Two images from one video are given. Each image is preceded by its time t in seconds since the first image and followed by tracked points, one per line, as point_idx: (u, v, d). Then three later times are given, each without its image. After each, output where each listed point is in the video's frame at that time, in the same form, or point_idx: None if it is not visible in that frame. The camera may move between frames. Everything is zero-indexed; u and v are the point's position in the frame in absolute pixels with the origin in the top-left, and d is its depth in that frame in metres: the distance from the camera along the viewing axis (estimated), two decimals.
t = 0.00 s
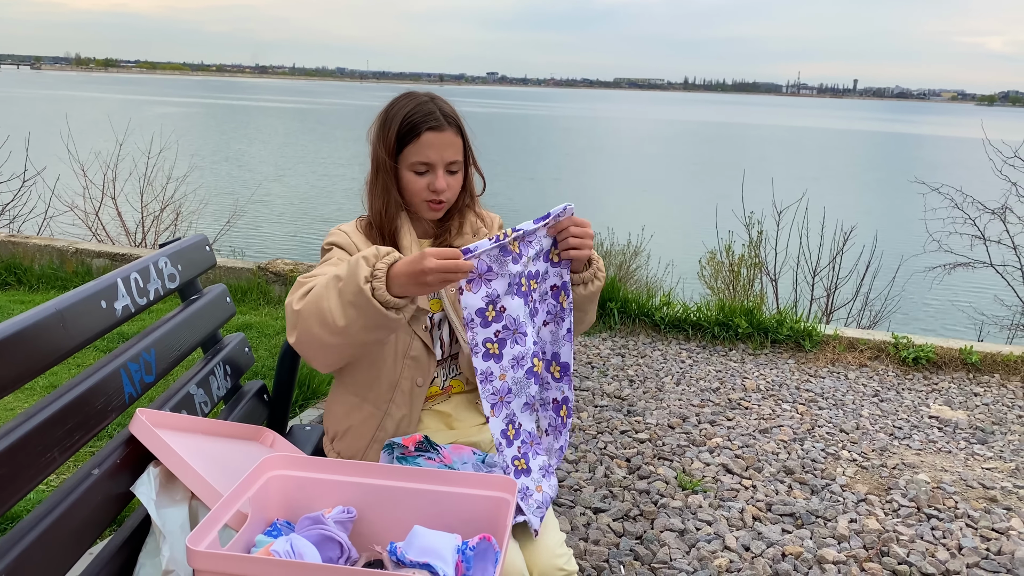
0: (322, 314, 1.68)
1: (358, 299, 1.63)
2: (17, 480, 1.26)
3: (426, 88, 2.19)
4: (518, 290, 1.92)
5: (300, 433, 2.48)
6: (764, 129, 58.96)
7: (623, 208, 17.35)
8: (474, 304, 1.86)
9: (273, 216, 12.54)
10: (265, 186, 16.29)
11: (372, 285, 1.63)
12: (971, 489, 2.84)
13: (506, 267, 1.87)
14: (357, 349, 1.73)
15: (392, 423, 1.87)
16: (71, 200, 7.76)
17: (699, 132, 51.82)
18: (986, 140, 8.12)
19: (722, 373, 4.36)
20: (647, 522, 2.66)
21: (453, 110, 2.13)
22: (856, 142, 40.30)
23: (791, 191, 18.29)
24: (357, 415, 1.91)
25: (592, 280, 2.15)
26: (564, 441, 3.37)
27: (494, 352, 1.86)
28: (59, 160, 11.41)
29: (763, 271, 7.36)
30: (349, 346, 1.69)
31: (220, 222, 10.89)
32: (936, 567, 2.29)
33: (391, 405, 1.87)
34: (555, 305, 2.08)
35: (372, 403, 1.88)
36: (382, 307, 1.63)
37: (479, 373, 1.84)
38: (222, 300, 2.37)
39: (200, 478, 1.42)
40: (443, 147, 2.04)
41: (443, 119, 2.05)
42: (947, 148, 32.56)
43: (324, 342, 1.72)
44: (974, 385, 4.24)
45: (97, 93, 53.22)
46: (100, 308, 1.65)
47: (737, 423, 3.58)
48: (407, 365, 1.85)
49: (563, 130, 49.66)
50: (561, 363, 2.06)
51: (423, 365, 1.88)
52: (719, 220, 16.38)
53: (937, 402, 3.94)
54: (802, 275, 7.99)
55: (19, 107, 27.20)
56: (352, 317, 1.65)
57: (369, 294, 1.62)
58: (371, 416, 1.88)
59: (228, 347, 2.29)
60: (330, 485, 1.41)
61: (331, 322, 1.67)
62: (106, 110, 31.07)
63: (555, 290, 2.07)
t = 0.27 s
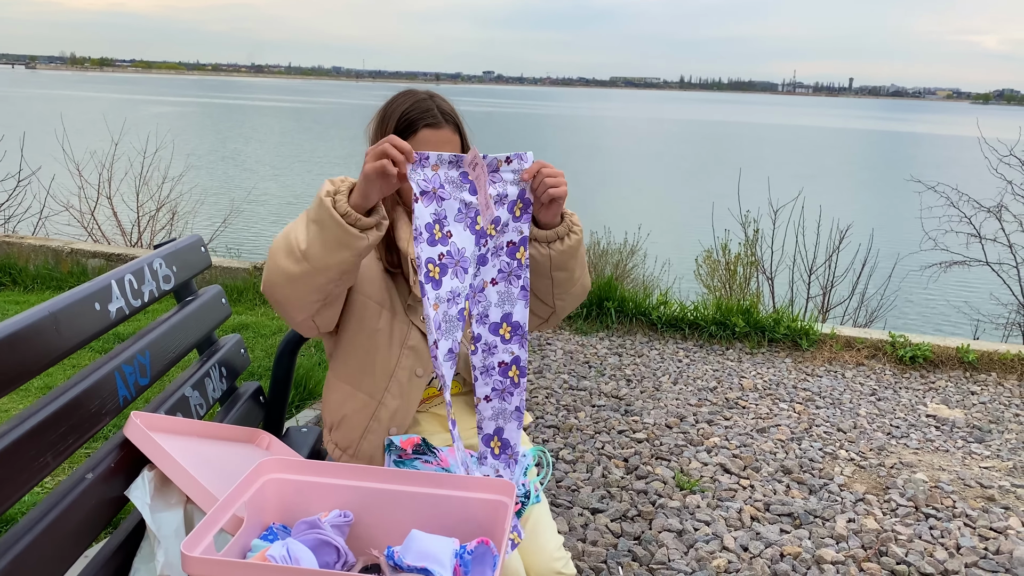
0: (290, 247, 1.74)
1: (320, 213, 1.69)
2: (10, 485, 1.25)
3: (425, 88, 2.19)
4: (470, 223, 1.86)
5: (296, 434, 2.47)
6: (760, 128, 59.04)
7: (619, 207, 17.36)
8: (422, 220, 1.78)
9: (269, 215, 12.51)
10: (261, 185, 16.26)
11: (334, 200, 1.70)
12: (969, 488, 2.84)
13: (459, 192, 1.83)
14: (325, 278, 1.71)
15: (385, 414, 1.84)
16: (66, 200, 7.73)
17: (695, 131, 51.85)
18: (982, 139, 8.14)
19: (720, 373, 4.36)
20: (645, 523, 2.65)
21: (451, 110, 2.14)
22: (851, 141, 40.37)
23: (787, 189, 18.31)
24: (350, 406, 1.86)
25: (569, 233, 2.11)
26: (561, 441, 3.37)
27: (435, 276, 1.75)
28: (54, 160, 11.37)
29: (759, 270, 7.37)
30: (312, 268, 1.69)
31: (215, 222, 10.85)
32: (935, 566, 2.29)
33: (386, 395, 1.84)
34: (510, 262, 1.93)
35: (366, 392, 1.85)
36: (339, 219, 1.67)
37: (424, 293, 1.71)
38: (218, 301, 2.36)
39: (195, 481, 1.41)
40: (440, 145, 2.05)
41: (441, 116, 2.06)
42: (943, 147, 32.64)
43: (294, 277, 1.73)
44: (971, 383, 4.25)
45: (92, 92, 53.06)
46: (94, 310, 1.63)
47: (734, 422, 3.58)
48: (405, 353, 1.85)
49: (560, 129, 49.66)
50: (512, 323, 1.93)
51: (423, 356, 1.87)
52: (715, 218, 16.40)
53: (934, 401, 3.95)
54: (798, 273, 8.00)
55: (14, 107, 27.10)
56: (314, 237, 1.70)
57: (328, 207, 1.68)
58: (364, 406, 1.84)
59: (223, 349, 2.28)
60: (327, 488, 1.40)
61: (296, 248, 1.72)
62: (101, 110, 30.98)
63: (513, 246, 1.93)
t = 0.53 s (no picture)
0: (270, 222, 1.75)
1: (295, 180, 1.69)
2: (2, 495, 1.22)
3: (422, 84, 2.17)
4: (448, 185, 1.75)
5: (293, 438, 2.46)
6: (755, 126, 59.15)
7: (615, 205, 17.36)
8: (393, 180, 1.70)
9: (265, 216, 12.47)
10: (257, 185, 16.21)
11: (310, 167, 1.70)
12: (969, 487, 2.83)
13: (434, 151, 1.72)
14: (300, 249, 1.70)
15: (364, 407, 1.80)
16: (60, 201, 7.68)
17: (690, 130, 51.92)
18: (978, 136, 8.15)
19: (718, 372, 4.35)
20: (645, 525, 2.63)
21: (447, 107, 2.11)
22: (847, 139, 40.45)
23: (782, 188, 18.33)
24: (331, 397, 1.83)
25: (563, 200, 2.01)
26: (560, 442, 3.35)
27: (404, 238, 1.67)
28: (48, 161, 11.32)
29: (755, 268, 7.38)
30: (286, 237, 1.68)
31: (211, 222, 10.82)
32: (937, 567, 2.28)
33: (366, 386, 1.81)
34: (499, 226, 1.83)
35: (347, 384, 1.83)
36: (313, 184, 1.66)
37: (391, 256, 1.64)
38: (213, 304, 2.33)
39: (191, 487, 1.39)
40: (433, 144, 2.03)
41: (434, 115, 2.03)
42: (938, 145, 32.75)
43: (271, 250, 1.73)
44: (970, 382, 4.24)
45: (86, 92, 52.87)
46: (87, 314, 1.60)
47: (734, 422, 3.56)
48: (390, 347, 1.83)
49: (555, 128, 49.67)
50: (506, 289, 1.83)
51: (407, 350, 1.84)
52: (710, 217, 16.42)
53: (933, 399, 3.94)
54: (795, 271, 8.01)
55: (7, 107, 26.96)
56: (289, 206, 1.69)
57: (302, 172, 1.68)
58: (344, 397, 1.81)
59: (219, 352, 2.25)
60: (324, 494, 1.38)
61: (273, 219, 1.72)
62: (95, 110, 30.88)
63: (500, 209, 1.82)
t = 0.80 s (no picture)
0: (302, 223, 1.71)
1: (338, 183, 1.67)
2: None
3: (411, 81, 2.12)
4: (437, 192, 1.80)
5: (290, 440, 2.44)
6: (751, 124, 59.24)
7: (611, 204, 17.36)
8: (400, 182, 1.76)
9: (260, 216, 12.44)
10: (252, 185, 16.17)
11: (350, 171, 1.68)
12: (968, 486, 2.82)
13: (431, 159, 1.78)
14: (341, 253, 1.68)
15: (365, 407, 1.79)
16: (54, 201, 7.64)
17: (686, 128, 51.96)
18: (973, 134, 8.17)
19: (716, 370, 4.35)
20: (644, 525, 2.62)
21: (436, 104, 2.06)
22: (842, 137, 40.52)
23: (778, 186, 18.36)
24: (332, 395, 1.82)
25: (542, 218, 1.84)
26: (558, 442, 3.34)
27: (399, 231, 1.71)
28: (43, 161, 11.26)
29: (752, 266, 7.38)
30: (329, 242, 1.66)
31: (206, 222, 10.77)
32: (936, 566, 2.27)
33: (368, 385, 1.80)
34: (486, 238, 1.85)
35: (349, 382, 1.81)
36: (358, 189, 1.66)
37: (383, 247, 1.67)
38: (208, 305, 2.31)
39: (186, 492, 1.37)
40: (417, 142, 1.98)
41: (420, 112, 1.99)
42: (932, 143, 32.84)
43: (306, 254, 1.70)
44: (967, 379, 4.25)
45: (80, 92, 52.66)
46: (80, 317, 1.58)
47: (732, 421, 3.56)
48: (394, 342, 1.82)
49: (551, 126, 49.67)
50: (500, 296, 1.84)
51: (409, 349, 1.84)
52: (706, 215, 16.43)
53: (931, 397, 3.94)
54: (790, 269, 8.02)
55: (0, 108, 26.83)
56: (331, 209, 1.67)
57: (346, 178, 1.66)
58: (346, 395, 1.80)
59: (214, 353, 2.23)
60: (321, 498, 1.36)
61: (310, 222, 1.69)
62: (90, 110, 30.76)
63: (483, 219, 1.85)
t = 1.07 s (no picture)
0: (315, 238, 1.62)
1: (360, 205, 1.60)
2: None
3: (397, 78, 2.04)
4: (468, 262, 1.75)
5: (287, 441, 2.42)
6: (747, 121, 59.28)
7: (607, 201, 17.35)
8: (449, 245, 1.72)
9: (255, 214, 12.39)
10: (248, 183, 16.12)
11: (376, 194, 1.61)
12: (968, 483, 2.82)
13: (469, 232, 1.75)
14: (353, 275, 1.62)
15: (381, 416, 1.78)
16: (48, 200, 7.59)
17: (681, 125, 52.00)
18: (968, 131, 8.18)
19: (713, 368, 4.34)
20: (643, 524, 2.61)
21: (423, 102, 1.98)
22: (836, 134, 40.58)
23: (774, 182, 18.37)
24: (344, 407, 1.80)
25: (511, 245, 1.72)
26: (556, 441, 3.32)
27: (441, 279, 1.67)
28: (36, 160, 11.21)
29: (748, 263, 7.38)
30: (343, 262, 1.60)
31: (200, 221, 10.73)
32: (937, 564, 2.27)
33: (381, 397, 1.78)
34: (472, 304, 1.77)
35: (361, 394, 1.79)
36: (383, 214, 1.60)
37: (425, 291, 1.63)
38: (204, 305, 2.29)
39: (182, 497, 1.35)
40: (402, 142, 1.89)
41: (404, 110, 1.90)
42: (927, 139, 32.92)
43: (316, 270, 1.62)
44: (965, 376, 4.25)
45: (74, 90, 52.46)
46: (74, 319, 1.56)
47: (730, 419, 3.55)
48: (400, 351, 1.79)
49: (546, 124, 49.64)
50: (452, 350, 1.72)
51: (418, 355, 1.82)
52: (702, 212, 16.42)
53: (929, 394, 3.94)
54: (786, 266, 8.02)
55: None
56: (350, 229, 1.60)
57: (372, 202, 1.59)
58: (360, 406, 1.79)
59: (210, 355, 2.21)
60: (319, 502, 1.34)
61: (323, 241, 1.60)
62: (83, 109, 30.61)
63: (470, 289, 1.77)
